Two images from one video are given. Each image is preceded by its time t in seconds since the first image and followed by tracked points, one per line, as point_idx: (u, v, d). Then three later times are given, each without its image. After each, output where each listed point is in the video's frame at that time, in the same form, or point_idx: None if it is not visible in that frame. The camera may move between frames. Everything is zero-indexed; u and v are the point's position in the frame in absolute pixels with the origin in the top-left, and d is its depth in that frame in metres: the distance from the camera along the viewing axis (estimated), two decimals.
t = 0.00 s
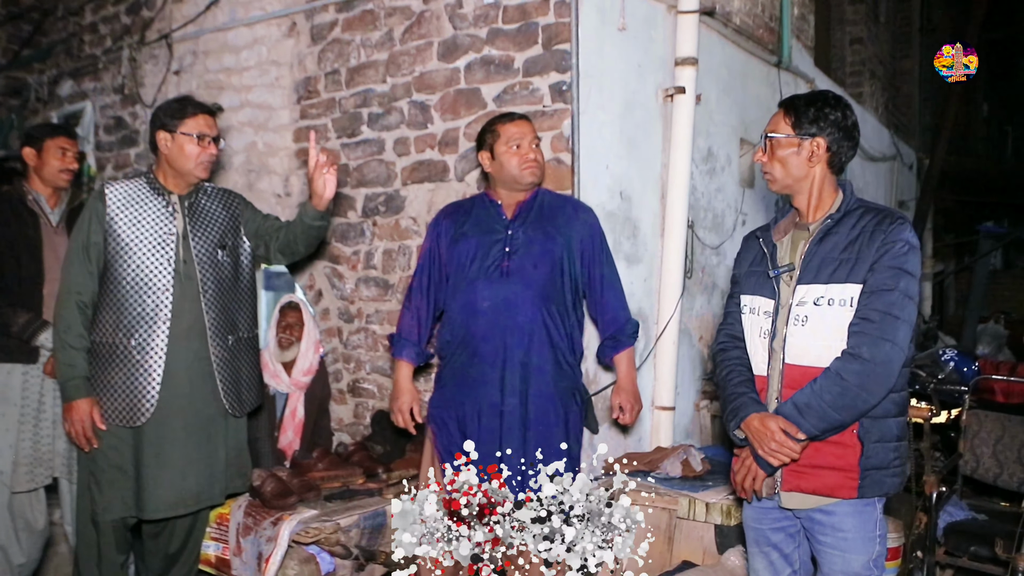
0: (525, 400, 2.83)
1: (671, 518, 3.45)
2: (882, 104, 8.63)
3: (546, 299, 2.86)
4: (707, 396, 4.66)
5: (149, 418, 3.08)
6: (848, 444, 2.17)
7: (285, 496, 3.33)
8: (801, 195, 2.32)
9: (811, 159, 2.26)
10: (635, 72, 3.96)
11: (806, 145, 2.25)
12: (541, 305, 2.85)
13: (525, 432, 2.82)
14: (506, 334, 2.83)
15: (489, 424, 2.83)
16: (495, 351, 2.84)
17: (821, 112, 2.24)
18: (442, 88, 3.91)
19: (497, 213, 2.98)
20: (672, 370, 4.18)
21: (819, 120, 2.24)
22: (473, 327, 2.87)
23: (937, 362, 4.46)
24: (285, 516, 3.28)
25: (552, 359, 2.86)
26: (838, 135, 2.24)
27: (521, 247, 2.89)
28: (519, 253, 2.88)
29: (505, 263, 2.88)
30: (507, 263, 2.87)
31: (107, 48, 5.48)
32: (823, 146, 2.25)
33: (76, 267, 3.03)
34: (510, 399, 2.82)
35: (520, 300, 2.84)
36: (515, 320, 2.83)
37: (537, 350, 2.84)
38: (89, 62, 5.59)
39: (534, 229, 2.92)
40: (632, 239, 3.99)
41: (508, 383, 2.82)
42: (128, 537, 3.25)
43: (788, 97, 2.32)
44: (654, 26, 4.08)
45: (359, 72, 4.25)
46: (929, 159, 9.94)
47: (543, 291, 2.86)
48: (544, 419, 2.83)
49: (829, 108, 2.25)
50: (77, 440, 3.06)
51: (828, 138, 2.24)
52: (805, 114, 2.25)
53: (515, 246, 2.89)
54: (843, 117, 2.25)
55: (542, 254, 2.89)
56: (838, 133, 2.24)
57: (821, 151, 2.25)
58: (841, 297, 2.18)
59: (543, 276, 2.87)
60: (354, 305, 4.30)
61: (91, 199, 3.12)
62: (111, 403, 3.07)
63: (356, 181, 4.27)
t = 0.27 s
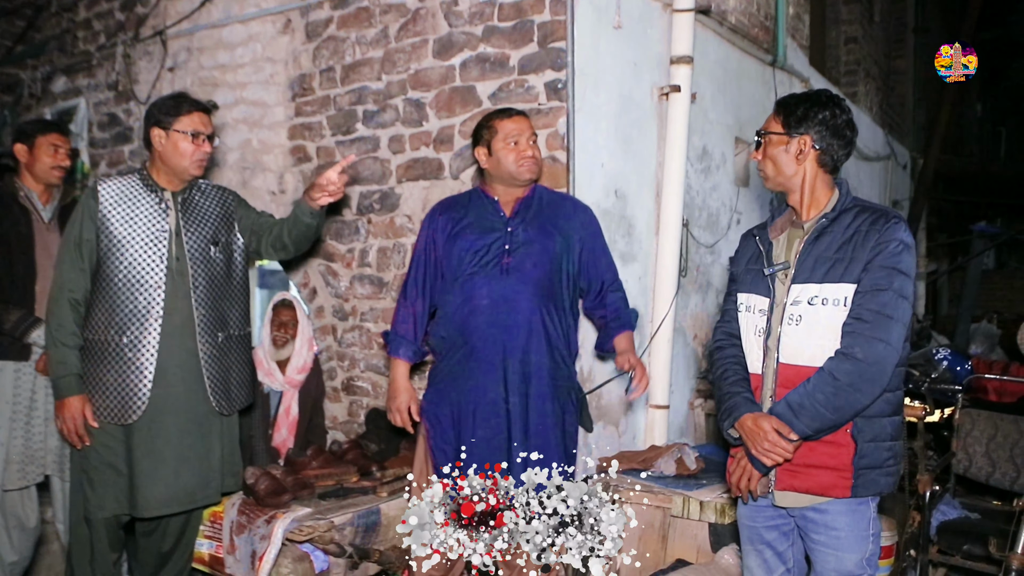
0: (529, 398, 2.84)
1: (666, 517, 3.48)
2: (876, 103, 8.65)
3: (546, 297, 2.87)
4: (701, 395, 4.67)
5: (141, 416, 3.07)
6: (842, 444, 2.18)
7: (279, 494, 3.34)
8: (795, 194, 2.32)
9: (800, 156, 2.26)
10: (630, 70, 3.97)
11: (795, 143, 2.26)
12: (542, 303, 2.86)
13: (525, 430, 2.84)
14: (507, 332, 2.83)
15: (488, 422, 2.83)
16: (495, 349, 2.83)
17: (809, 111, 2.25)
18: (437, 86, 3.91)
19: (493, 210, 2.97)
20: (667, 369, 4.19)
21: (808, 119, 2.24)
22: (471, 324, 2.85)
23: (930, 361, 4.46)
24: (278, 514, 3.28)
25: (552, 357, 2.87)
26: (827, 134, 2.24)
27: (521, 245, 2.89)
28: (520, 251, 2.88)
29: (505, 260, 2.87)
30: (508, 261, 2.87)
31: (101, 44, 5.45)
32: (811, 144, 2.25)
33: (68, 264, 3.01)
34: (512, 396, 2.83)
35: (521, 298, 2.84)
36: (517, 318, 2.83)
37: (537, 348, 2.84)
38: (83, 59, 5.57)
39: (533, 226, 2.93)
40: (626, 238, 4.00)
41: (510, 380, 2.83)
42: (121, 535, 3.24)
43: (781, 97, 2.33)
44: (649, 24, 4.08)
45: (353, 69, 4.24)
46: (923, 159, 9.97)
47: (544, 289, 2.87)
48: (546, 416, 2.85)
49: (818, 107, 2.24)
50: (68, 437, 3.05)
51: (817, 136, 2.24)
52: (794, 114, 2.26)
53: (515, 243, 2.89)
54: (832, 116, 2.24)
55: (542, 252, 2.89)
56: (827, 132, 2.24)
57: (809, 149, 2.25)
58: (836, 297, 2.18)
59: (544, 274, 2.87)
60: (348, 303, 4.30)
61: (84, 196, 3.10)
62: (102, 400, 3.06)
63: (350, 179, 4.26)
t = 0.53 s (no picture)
0: (521, 399, 2.85)
1: (660, 515, 3.46)
2: (870, 105, 8.68)
3: (544, 298, 2.88)
4: (696, 396, 4.67)
5: (134, 415, 3.06)
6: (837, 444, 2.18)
7: (273, 493, 3.33)
8: (791, 194, 2.33)
9: (797, 156, 2.27)
10: (625, 71, 3.97)
11: (792, 143, 2.27)
12: (539, 304, 2.86)
13: (519, 431, 2.84)
14: (504, 332, 2.83)
15: (482, 422, 2.83)
16: (491, 348, 2.83)
17: (806, 111, 2.26)
18: (432, 85, 3.91)
19: (490, 208, 2.97)
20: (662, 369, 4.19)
21: (805, 119, 2.25)
22: (466, 323, 2.85)
23: (924, 362, 4.47)
24: (272, 514, 3.27)
25: (548, 358, 2.88)
26: (824, 134, 2.25)
27: (520, 246, 2.89)
28: (519, 252, 2.88)
29: (503, 261, 2.87)
30: (505, 262, 2.87)
31: (95, 42, 5.44)
32: (809, 144, 2.25)
33: (61, 262, 3.00)
34: (507, 397, 2.83)
35: (519, 298, 2.84)
36: (514, 318, 2.83)
37: (533, 350, 2.84)
38: (77, 57, 5.55)
39: (531, 227, 2.93)
40: (622, 238, 4.00)
41: (504, 382, 2.83)
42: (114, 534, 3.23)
43: (778, 98, 2.34)
44: (645, 25, 4.09)
45: (349, 68, 4.23)
46: (916, 161, 10.01)
47: (541, 290, 2.87)
48: (539, 418, 2.85)
49: (815, 107, 2.26)
50: (61, 436, 3.04)
51: (814, 136, 2.25)
52: (791, 114, 2.27)
53: (513, 243, 2.90)
54: (830, 116, 2.25)
55: (540, 253, 2.90)
56: (824, 133, 2.25)
57: (807, 149, 2.26)
58: (831, 297, 2.19)
59: (541, 275, 2.88)
60: (343, 302, 4.29)
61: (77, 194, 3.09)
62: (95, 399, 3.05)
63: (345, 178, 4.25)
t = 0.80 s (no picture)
0: (512, 396, 2.84)
1: (660, 512, 3.49)
2: (870, 103, 8.68)
3: (541, 294, 2.86)
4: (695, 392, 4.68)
5: (135, 411, 3.06)
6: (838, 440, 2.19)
7: (274, 488, 3.34)
8: (793, 190, 2.33)
9: (799, 153, 2.27)
10: (626, 67, 3.97)
11: (794, 139, 2.27)
12: (535, 301, 2.84)
13: (509, 428, 2.84)
14: (498, 328, 2.82)
15: (474, 418, 2.85)
16: (484, 343, 2.83)
17: (809, 107, 2.26)
18: (433, 81, 3.91)
19: (492, 204, 2.97)
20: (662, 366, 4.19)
21: (808, 115, 2.25)
22: (463, 318, 2.86)
23: (923, 359, 4.48)
24: (273, 509, 3.28)
25: (542, 355, 2.86)
26: (826, 131, 2.25)
27: (518, 241, 2.88)
28: (516, 247, 2.87)
29: (500, 256, 2.87)
30: (502, 257, 2.86)
31: (95, 38, 5.43)
32: (811, 140, 2.26)
33: (62, 257, 3.00)
34: (498, 393, 2.83)
35: (515, 294, 2.83)
36: (509, 314, 2.83)
37: (527, 347, 2.83)
38: (76, 52, 5.55)
39: (531, 223, 2.91)
40: (622, 234, 4.00)
41: (494, 377, 2.83)
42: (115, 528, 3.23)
43: (780, 94, 2.34)
44: (646, 21, 4.09)
45: (349, 64, 4.23)
46: (916, 159, 10.02)
47: (537, 286, 2.85)
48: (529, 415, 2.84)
49: (818, 104, 2.26)
50: (61, 431, 3.04)
51: (816, 133, 2.25)
52: (793, 110, 2.27)
53: (512, 239, 2.89)
54: (832, 112, 2.25)
55: (539, 249, 2.88)
56: (827, 129, 2.25)
57: (809, 146, 2.26)
58: (833, 294, 2.19)
59: (538, 271, 2.86)
60: (343, 298, 4.29)
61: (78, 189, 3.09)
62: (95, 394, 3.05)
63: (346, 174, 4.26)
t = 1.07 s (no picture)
0: (503, 402, 2.80)
1: (660, 516, 3.49)
2: (872, 108, 8.69)
3: (536, 299, 2.82)
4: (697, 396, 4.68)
5: (138, 412, 3.07)
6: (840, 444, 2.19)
7: (275, 490, 3.34)
8: (797, 195, 2.34)
9: (804, 158, 2.28)
10: (629, 72, 3.98)
11: (798, 145, 2.28)
12: (530, 305, 2.81)
13: (499, 435, 2.80)
14: (492, 332, 2.81)
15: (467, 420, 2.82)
16: (478, 347, 2.83)
17: (814, 113, 2.26)
18: (437, 85, 3.91)
19: (496, 207, 2.97)
20: (663, 369, 4.19)
21: (813, 120, 2.26)
22: (461, 320, 2.86)
23: (925, 365, 4.48)
24: (275, 510, 3.28)
25: (537, 360, 2.81)
26: (831, 137, 2.25)
27: (517, 245, 2.86)
28: (514, 251, 2.85)
29: (497, 260, 2.86)
30: (500, 260, 2.85)
31: (100, 39, 5.45)
32: (816, 146, 2.26)
33: (66, 258, 3.00)
34: (490, 397, 2.80)
35: (510, 299, 2.80)
36: (501, 319, 2.80)
37: (520, 351, 2.80)
38: (81, 54, 5.56)
39: (532, 227, 2.88)
40: (624, 239, 4.01)
41: (487, 381, 2.81)
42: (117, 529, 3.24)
43: (784, 99, 2.35)
44: (649, 26, 4.10)
45: (353, 67, 4.24)
46: (918, 164, 10.02)
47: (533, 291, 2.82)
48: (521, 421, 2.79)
49: (823, 109, 2.26)
50: (63, 432, 3.05)
51: (821, 138, 2.25)
52: (798, 116, 2.28)
53: (510, 243, 2.87)
54: (837, 118, 2.26)
55: (536, 253, 2.85)
56: (832, 135, 2.25)
57: (814, 151, 2.27)
58: (836, 298, 2.20)
59: (534, 276, 2.83)
60: (346, 301, 4.30)
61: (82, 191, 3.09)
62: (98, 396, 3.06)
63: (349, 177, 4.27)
